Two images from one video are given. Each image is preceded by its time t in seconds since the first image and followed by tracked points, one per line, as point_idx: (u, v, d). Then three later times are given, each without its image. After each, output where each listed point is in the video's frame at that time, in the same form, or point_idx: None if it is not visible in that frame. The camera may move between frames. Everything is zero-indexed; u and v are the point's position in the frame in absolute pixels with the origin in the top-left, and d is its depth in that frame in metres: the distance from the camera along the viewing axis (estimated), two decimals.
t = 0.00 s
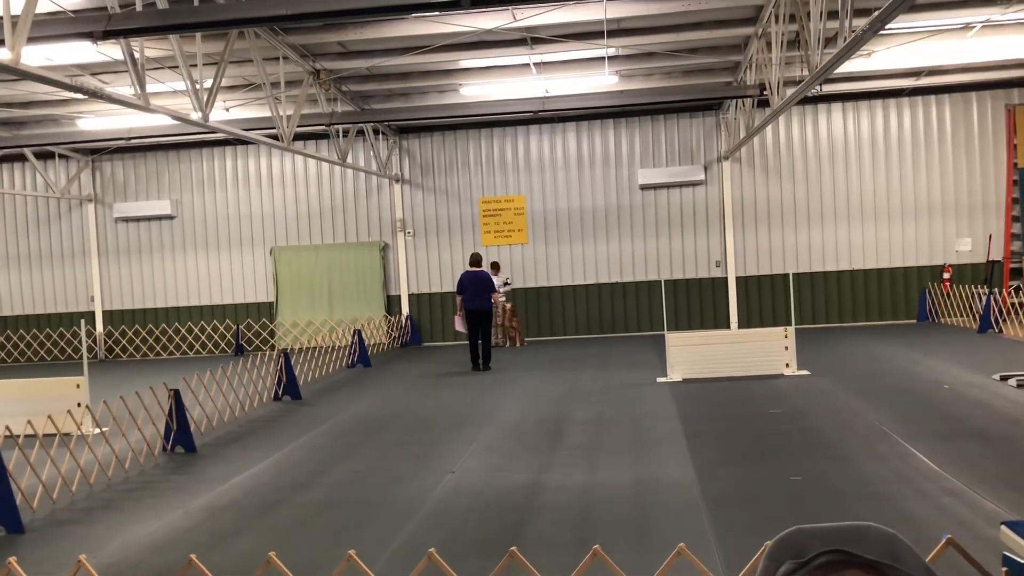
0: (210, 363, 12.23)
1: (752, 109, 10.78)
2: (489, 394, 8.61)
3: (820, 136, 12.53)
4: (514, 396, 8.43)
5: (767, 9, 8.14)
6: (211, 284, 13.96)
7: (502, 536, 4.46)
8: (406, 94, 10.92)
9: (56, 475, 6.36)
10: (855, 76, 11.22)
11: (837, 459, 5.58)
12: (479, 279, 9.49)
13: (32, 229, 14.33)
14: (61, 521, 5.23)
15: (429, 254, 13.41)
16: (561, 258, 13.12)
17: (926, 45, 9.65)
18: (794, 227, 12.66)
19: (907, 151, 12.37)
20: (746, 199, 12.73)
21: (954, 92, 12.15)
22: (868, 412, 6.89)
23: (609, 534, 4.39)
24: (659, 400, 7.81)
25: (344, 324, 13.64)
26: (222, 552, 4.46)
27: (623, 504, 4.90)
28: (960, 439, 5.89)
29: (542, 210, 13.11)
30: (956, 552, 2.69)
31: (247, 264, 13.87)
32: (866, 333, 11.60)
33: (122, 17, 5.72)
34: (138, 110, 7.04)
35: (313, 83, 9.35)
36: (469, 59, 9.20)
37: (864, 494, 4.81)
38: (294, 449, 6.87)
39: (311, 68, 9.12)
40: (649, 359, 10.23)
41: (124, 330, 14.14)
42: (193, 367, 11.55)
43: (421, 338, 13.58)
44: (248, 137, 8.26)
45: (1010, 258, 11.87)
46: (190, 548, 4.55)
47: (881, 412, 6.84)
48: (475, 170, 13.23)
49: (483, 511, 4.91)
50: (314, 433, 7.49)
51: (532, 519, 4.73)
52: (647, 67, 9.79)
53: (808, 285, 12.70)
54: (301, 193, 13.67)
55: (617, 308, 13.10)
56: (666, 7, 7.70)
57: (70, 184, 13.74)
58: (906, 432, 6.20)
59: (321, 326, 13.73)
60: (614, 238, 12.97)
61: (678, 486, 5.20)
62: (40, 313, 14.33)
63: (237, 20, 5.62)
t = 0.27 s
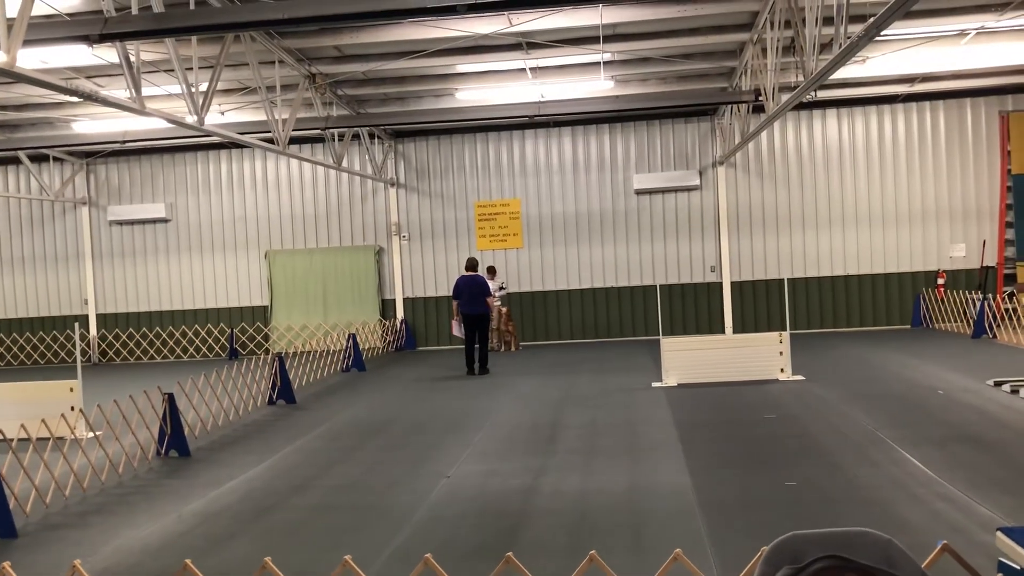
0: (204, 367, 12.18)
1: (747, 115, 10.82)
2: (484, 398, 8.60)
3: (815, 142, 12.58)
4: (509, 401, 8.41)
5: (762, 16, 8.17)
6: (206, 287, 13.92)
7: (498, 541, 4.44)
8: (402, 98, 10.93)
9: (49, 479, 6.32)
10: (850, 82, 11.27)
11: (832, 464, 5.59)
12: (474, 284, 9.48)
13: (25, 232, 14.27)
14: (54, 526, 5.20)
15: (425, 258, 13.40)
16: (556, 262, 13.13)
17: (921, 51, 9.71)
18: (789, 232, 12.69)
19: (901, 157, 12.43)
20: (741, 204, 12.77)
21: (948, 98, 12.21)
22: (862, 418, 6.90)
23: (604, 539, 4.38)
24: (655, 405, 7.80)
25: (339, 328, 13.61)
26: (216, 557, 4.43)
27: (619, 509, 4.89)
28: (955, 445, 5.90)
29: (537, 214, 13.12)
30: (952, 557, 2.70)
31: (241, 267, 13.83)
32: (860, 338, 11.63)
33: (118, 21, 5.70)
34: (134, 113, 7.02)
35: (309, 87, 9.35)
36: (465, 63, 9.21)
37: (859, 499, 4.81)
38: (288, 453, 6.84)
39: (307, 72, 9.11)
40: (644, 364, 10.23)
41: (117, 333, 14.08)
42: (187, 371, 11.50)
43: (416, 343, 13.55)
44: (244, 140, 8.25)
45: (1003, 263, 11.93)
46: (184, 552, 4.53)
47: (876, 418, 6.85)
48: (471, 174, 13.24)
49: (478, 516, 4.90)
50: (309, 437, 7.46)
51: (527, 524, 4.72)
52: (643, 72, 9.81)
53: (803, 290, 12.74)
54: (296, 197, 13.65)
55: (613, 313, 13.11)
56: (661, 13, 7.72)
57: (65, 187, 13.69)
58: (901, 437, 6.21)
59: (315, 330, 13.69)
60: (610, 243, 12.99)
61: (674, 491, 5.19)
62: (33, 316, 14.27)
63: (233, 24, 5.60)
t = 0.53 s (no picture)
0: (200, 370, 12.15)
1: (744, 119, 10.83)
2: (481, 402, 8.58)
3: (812, 146, 12.60)
4: (506, 405, 8.39)
5: (759, 20, 8.17)
6: (202, 291, 13.89)
7: (494, 545, 4.42)
8: (399, 101, 10.92)
9: (44, 483, 6.28)
10: (847, 86, 11.31)
11: (830, 468, 5.58)
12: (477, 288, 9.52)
13: (21, 234, 14.22)
14: (50, 529, 5.16)
15: (422, 262, 13.38)
16: (553, 266, 13.12)
17: (917, 56, 9.73)
18: (786, 236, 12.70)
19: (897, 161, 12.45)
20: (738, 208, 12.78)
21: (944, 103, 12.25)
22: (860, 422, 6.89)
23: (602, 543, 4.37)
24: (652, 409, 7.79)
25: (335, 332, 13.58)
26: (212, 560, 4.41)
27: (616, 512, 4.88)
28: (951, 449, 5.89)
29: (534, 218, 13.12)
30: (950, 561, 2.70)
31: (238, 271, 13.81)
32: (857, 342, 11.64)
33: (115, 23, 5.68)
34: (131, 115, 7.00)
35: (306, 89, 9.35)
36: (463, 67, 9.21)
37: (856, 503, 4.80)
38: (284, 457, 6.81)
39: (303, 76, 9.10)
40: (641, 367, 10.22)
41: (113, 336, 14.04)
42: (183, 374, 11.46)
43: (413, 346, 13.53)
44: (240, 143, 8.22)
45: (1000, 268, 11.95)
46: (180, 556, 4.50)
47: (873, 422, 6.84)
48: (468, 178, 13.23)
49: (475, 520, 4.87)
50: (305, 440, 7.43)
51: (524, 527, 4.70)
52: (640, 76, 9.82)
53: (800, 294, 12.74)
54: (293, 200, 13.63)
55: (609, 317, 13.10)
56: (658, 17, 7.73)
57: (61, 189, 13.66)
58: (898, 441, 6.20)
59: (312, 333, 13.66)
60: (607, 247, 12.99)
61: (671, 495, 5.17)
62: (29, 319, 14.22)
63: (230, 27, 5.59)
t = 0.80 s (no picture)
0: (198, 371, 12.13)
1: (743, 122, 10.85)
2: (480, 404, 8.58)
3: (811, 149, 12.61)
4: (504, 406, 8.39)
5: (758, 22, 8.17)
6: (201, 291, 13.87)
7: (492, 547, 4.41)
8: (399, 103, 10.93)
9: (42, 483, 6.27)
10: (846, 89, 11.32)
11: (828, 471, 5.58)
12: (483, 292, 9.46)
13: (19, 234, 14.21)
14: (47, 530, 5.15)
15: (421, 263, 13.38)
16: (552, 268, 13.12)
17: (917, 59, 9.74)
18: (785, 239, 12.71)
19: (896, 164, 12.47)
20: (737, 211, 12.79)
21: (943, 106, 12.27)
22: (858, 425, 6.89)
23: (600, 545, 4.36)
24: (650, 411, 7.79)
25: (334, 333, 13.58)
26: (210, 561, 4.40)
27: (614, 515, 4.87)
28: (950, 452, 5.89)
29: (533, 219, 13.12)
30: (949, 565, 2.69)
31: (236, 271, 13.80)
32: (855, 345, 11.64)
33: (114, 24, 5.68)
34: (130, 116, 7.00)
35: (306, 91, 9.35)
36: (462, 69, 9.21)
37: (854, 506, 4.80)
38: (282, 458, 6.80)
39: (303, 77, 9.11)
40: (639, 370, 10.23)
41: (111, 337, 14.02)
42: (181, 375, 11.45)
43: (411, 348, 13.52)
44: (239, 144, 8.21)
45: (998, 271, 11.96)
46: (178, 557, 4.49)
47: (871, 425, 6.85)
48: (467, 179, 13.24)
49: (473, 522, 4.87)
50: (303, 442, 7.43)
51: (522, 529, 4.69)
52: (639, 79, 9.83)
53: (798, 297, 12.75)
54: (292, 201, 13.62)
55: (608, 319, 13.10)
56: (658, 19, 7.74)
57: (60, 190, 13.64)
58: (896, 444, 6.20)
59: (310, 334, 13.65)
60: (606, 249, 12.99)
61: (670, 497, 5.17)
62: (27, 319, 14.20)
63: (230, 28, 5.59)
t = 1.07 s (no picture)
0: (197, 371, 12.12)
1: (743, 123, 10.85)
2: (479, 405, 8.57)
3: (811, 150, 12.61)
4: (504, 407, 8.39)
5: (759, 24, 8.17)
6: (200, 291, 13.86)
7: (492, 548, 4.40)
8: (399, 103, 10.92)
9: (40, 483, 6.25)
10: (846, 91, 11.32)
11: (828, 473, 5.57)
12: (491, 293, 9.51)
13: (19, 234, 14.20)
14: (45, 530, 5.14)
15: (420, 263, 13.38)
16: (552, 269, 13.12)
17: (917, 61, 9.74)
18: (785, 240, 12.71)
19: (896, 166, 12.47)
20: (737, 212, 12.78)
21: (944, 108, 12.27)
22: (858, 427, 6.88)
23: (600, 546, 4.35)
24: (650, 412, 7.79)
25: (333, 333, 13.57)
26: (209, 561, 4.39)
27: (614, 516, 4.87)
28: (950, 454, 5.89)
29: (533, 220, 13.11)
30: (949, 566, 2.68)
31: (236, 271, 13.79)
32: (855, 346, 11.64)
33: (114, 24, 5.66)
34: (130, 115, 6.99)
35: (306, 90, 9.34)
36: (463, 69, 9.21)
37: (854, 508, 4.79)
38: (281, 458, 6.80)
39: (303, 76, 9.10)
40: (639, 371, 10.22)
41: (110, 336, 14.01)
42: (180, 375, 11.43)
43: (411, 348, 13.52)
44: (239, 144, 8.21)
45: (998, 273, 11.96)
46: (176, 557, 4.48)
47: (871, 426, 6.84)
48: (467, 180, 13.23)
49: (472, 523, 4.86)
50: (302, 442, 7.42)
51: (522, 530, 4.68)
52: (640, 80, 9.83)
53: (798, 298, 12.74)
54: (291, 201, 13.61)
55: (608, 319, 13.10)
56: (658, 20, 7.74)
57: (59, 189, 13.64)
58: (896, 446, 6.20)
59: (310, 334, 13.65)
60: (606, 249, 12.99)
61: (670, 499, 5.16)
62: (26, 319, 14.19)
63: (230, 27, 5.59)
